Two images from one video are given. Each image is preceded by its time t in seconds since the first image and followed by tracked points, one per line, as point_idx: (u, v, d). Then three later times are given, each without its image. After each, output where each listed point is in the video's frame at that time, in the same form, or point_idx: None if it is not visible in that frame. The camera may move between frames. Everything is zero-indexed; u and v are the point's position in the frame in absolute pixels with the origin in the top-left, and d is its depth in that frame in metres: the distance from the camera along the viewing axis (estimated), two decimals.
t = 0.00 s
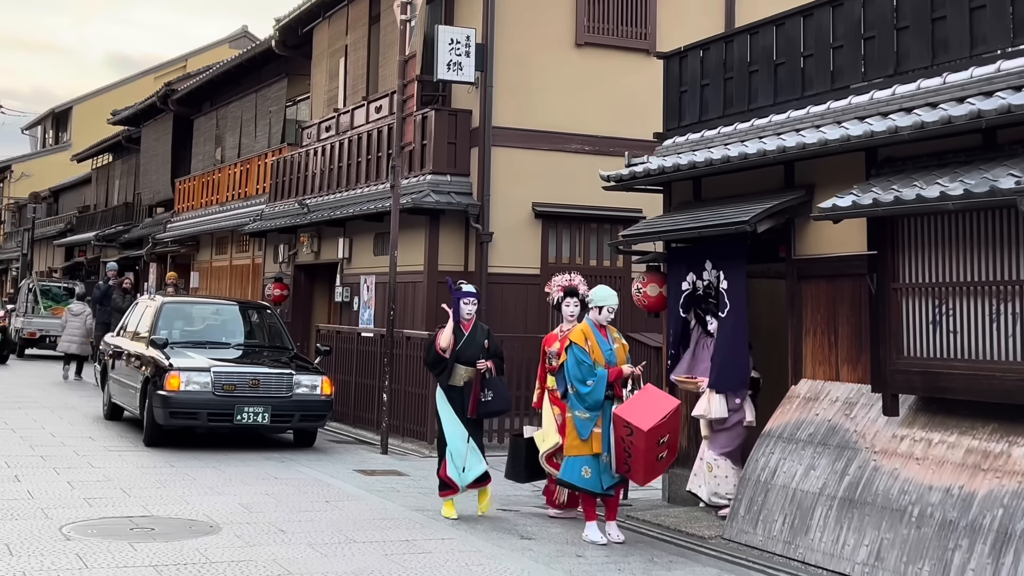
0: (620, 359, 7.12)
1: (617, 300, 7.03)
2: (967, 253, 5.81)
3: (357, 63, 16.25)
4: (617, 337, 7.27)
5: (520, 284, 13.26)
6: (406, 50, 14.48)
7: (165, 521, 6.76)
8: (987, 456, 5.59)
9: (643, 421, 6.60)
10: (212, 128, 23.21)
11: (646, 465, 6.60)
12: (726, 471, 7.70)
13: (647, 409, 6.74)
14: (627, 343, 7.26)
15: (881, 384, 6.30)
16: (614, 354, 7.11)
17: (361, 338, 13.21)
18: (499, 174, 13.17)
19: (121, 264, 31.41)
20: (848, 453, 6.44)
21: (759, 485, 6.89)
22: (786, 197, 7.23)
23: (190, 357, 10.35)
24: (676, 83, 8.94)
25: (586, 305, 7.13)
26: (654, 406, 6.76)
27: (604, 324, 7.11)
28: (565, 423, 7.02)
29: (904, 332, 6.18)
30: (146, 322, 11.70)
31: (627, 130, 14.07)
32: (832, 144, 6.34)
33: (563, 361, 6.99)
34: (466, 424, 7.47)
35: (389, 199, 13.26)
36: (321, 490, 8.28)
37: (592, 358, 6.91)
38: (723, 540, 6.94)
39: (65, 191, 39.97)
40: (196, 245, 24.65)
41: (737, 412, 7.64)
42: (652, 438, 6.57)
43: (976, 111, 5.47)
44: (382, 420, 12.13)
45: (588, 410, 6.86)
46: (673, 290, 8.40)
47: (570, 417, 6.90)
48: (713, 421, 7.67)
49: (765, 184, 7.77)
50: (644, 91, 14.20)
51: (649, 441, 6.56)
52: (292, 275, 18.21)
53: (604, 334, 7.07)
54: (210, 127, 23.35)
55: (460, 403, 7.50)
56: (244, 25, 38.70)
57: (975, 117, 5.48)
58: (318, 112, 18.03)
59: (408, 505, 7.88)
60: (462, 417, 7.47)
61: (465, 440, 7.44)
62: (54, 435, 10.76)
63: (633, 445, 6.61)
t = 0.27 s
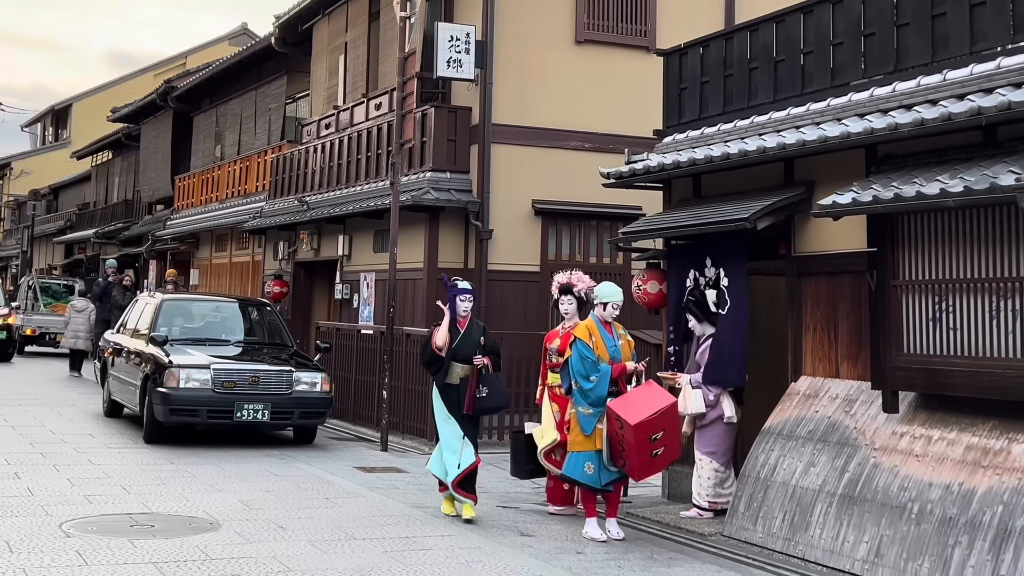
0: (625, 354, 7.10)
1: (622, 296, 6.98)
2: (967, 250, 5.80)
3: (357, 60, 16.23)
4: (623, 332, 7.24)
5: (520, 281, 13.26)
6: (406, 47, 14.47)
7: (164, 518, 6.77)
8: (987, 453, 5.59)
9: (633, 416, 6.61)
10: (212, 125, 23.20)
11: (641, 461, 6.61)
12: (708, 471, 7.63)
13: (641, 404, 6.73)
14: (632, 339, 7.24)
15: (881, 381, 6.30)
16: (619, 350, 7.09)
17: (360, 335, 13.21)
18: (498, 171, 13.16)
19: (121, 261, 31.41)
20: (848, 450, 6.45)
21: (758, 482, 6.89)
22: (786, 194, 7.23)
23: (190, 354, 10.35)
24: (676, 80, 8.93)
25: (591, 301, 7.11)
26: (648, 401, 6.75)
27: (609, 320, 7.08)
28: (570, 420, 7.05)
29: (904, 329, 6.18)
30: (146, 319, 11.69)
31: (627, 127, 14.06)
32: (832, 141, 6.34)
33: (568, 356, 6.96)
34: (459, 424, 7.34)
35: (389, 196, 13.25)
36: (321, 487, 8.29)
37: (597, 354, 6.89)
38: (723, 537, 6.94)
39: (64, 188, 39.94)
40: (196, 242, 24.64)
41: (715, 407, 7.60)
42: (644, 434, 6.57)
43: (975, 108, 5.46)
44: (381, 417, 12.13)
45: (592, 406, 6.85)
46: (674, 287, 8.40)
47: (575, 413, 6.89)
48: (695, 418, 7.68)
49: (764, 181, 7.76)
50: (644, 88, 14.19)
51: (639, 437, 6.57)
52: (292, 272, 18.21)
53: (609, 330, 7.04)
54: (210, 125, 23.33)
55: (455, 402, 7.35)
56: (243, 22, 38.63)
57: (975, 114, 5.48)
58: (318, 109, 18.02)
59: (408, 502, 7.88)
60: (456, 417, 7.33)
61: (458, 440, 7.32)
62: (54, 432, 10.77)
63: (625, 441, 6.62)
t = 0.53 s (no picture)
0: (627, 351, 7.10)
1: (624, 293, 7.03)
2: (967, 247, 5.80)
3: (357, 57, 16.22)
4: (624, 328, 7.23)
5: (520, 278, 13.27)
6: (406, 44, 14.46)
7: (165, 514, 6.77)
8: (987, 450, 5.59)
9: (631, 413, 6.59)
10: (212, 122, 23.18)
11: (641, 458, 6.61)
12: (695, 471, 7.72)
13: (640, 400, 6.71)
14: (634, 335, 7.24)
15: (881, 378, 6.30)
16: (620, 347, 7.09)
17: (360, 332, 13.22)
18: (499, 168, 13.15)
19: (121, 258, 31.42)
20: (848, 447, 6.45)
21: (758, 479, 6.89)
22: (786, 191, 7.23)
23: (190, 351, 10.35)
24: (676, 77, 8.93)
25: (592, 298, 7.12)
26: (646, 397, 6.73)
27: (610, 316, 7.07)
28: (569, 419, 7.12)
29: (904, 326, 6.18)
30: (146, 316, 11.70)
31: (626, 125, 14.06)
32: (832, 138, 6.34)
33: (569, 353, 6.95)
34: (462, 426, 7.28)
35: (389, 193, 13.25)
36: (321, 484, 8.30)
37: (597, 351, 6.89)
38: (723, 534, 6.95)
39: (64, 185, 39.93)
40: (196, 239, 24.64)
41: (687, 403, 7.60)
42: (642, 431, 6.56)
43: (976, 105, 5.46)
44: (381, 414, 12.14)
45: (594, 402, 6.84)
46: (673, 284, 8.40)
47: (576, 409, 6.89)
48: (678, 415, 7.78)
49: (764, 178, 7.76)
50: (644, 85, 14.18)
51: (638, 433, 6.56)
52: (292, 269, 18.22)
53: (610, 327, 7.04)
54: (210, 122, 23.32)
55: (457, 403, 7.29)
56: (243, 18, 38.58)
57: (975, 111, 5.47)
58: (318, 106, 18.01)
59: (408, 499, 7.90)
60: (458, 418, 7.27)
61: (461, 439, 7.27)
62: (55, 429, 10.78)
63: (624, 438, 6.62)
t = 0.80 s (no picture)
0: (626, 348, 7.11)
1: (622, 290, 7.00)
2: (967, 244, 5.80)
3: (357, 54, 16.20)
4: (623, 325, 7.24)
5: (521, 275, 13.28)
6: (406, 41, 14.46)
7: (165, 511, 6.78)
8: (986, 447, 5.60)
9: (635, 409, 6.60)
10: (212, 119, 23.18)
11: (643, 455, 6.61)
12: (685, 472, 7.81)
13: (642, 397, 6.72)
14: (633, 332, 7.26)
15: (880, 375, 6.31)
16: (619, 343, 7.09)
17: (360, 329, 13.23)
18: (498, 165, 13.15)
19: (121, 255, 31.42)
20: (847, 444, 6.46)
21: (757, 476, 6.91)
22: (786, 188, 7.23)
23: (190, 348, 10.36)
24: (676, 74, 8.93)
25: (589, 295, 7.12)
26: (648, 394, 6.73)
27: (609, 313, 7.07)
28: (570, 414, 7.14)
29: (903, 323, 6.19)
30: (146, 313, 11.71)
31: (627, 122, 14.06)
32: (832, 135, 6.34)
33: (568, 349, 6.95)
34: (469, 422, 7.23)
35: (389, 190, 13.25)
36: (321, 481, 8.30)
37: (597, 348, 6.89)
38: (722, 530, 6.96)
39: (64, 182, 39.92)
40: (196, 236, 24.64)
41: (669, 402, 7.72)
42: (645, 427, 6.56)
43: (975, 102, 5.46)
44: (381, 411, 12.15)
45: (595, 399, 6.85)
46: (673, 281, 8.41)
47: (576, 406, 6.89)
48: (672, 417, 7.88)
49: (764, 175, 7.76)
50: (644, 82, 14.18)
51: (643, 430, 6.56)
52: (292, 266, 18.23)
53: (609, 324, 7.04)
54: (210, 119, 23.31)
55: (465, 399, 7.22)
56: (243, 15, 38.54)
57: (975, 108, 5.47)
58: (318, 103, 18.00)
59: (408, 496, 7.90)
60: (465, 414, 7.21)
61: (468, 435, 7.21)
62: (55, 426, 10.79)
63: (628, 435, 6.63)
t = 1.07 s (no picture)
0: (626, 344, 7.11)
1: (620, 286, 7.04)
2: (967, 240, 5.81)
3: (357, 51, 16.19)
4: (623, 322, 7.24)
5: (521, 272, 13.28)
6: (406, 38, 14.45)
7: (165, 508, 6.79)
8: (986, 444, 5.60)
9: (638, 407, 6.62)
10: (211, 116, 23.17)
11: (645, 452, 6.61)
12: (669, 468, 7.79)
13: (644, 395, 6.72)
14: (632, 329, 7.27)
15: (880, 372, 6.31)
16: (619, 340, 7.09)
17: (360, 326, 13.23)
18: (498, 162, 13.15)
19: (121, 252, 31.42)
20: (847, 440, 6.47)
21: (757, 472, 6.91)
22: (786, 185, 7.24)
23: (190, 345, 10.36)
24: (676, 71, 8.92)
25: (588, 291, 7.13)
26: (650, 391, 6.75)
27: (608, 310, 7.07)
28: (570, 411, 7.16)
29: (903, 320, 6.19)
30: (146, 310, 11.71)
31: (626, 119, 14.06)
32: (832, 132, 6.34)
33: (568, 347, 6.95)
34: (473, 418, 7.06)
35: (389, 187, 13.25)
36: (321, 478, 8.31)
37: (597, 344, 6.88)
38: (722, 527, 6.98)
39: (64, 179, 39.91)
40: (196, 233, 24.64)
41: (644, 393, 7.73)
42: (648, 424, 6.58)
43: (975, 99, 5.46)
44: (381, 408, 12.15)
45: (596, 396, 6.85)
46: (673, 278, 8.41)
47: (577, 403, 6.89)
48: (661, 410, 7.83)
49: (764, 172, 7.77)
50: (644, 79, 14.18)
51: (645, 427, 6.57)
52: (292, 263, 18.23)
53: (609, 321, 7.04)
54: (209, 116, 23.30)
55: (470, 395, 7.05)
56: (243, 12, 38.50)
57: (975, 105, 5.48)
58: (318, 100, 18.00)
59: (408, 492, 7.91)
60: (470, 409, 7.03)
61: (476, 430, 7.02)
62: (55, 423, 10.79)
63: (630, 432, 6.63)
